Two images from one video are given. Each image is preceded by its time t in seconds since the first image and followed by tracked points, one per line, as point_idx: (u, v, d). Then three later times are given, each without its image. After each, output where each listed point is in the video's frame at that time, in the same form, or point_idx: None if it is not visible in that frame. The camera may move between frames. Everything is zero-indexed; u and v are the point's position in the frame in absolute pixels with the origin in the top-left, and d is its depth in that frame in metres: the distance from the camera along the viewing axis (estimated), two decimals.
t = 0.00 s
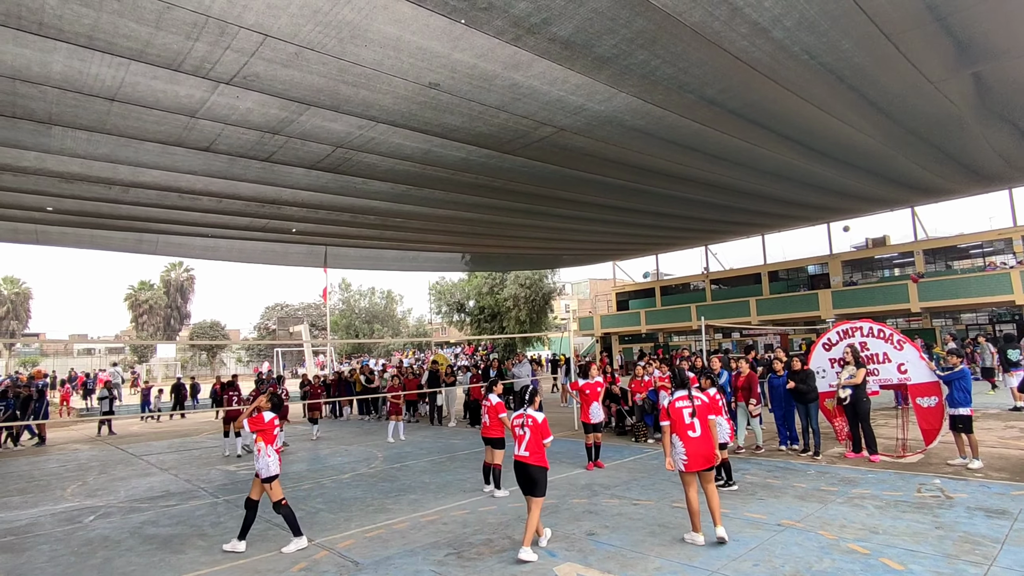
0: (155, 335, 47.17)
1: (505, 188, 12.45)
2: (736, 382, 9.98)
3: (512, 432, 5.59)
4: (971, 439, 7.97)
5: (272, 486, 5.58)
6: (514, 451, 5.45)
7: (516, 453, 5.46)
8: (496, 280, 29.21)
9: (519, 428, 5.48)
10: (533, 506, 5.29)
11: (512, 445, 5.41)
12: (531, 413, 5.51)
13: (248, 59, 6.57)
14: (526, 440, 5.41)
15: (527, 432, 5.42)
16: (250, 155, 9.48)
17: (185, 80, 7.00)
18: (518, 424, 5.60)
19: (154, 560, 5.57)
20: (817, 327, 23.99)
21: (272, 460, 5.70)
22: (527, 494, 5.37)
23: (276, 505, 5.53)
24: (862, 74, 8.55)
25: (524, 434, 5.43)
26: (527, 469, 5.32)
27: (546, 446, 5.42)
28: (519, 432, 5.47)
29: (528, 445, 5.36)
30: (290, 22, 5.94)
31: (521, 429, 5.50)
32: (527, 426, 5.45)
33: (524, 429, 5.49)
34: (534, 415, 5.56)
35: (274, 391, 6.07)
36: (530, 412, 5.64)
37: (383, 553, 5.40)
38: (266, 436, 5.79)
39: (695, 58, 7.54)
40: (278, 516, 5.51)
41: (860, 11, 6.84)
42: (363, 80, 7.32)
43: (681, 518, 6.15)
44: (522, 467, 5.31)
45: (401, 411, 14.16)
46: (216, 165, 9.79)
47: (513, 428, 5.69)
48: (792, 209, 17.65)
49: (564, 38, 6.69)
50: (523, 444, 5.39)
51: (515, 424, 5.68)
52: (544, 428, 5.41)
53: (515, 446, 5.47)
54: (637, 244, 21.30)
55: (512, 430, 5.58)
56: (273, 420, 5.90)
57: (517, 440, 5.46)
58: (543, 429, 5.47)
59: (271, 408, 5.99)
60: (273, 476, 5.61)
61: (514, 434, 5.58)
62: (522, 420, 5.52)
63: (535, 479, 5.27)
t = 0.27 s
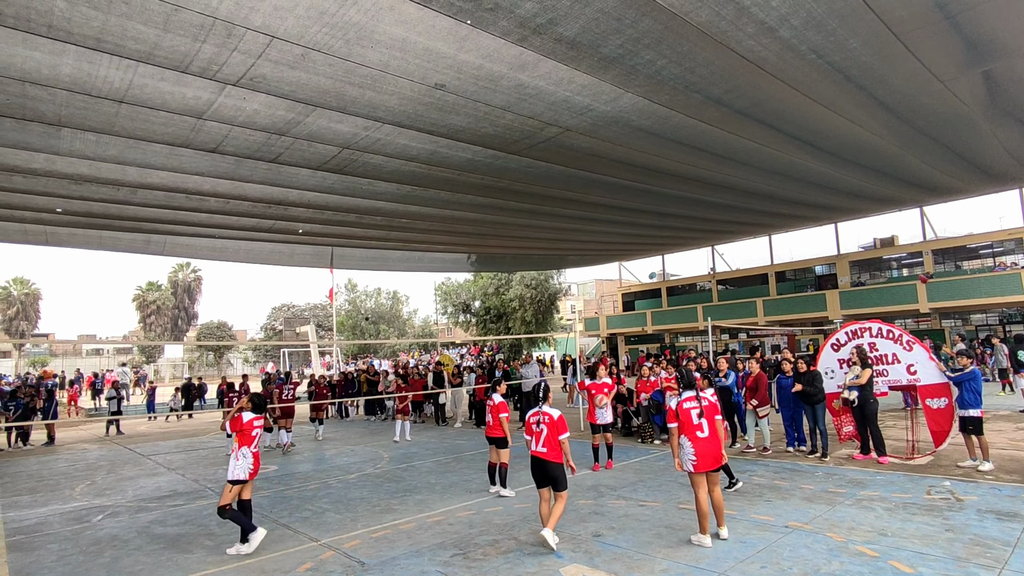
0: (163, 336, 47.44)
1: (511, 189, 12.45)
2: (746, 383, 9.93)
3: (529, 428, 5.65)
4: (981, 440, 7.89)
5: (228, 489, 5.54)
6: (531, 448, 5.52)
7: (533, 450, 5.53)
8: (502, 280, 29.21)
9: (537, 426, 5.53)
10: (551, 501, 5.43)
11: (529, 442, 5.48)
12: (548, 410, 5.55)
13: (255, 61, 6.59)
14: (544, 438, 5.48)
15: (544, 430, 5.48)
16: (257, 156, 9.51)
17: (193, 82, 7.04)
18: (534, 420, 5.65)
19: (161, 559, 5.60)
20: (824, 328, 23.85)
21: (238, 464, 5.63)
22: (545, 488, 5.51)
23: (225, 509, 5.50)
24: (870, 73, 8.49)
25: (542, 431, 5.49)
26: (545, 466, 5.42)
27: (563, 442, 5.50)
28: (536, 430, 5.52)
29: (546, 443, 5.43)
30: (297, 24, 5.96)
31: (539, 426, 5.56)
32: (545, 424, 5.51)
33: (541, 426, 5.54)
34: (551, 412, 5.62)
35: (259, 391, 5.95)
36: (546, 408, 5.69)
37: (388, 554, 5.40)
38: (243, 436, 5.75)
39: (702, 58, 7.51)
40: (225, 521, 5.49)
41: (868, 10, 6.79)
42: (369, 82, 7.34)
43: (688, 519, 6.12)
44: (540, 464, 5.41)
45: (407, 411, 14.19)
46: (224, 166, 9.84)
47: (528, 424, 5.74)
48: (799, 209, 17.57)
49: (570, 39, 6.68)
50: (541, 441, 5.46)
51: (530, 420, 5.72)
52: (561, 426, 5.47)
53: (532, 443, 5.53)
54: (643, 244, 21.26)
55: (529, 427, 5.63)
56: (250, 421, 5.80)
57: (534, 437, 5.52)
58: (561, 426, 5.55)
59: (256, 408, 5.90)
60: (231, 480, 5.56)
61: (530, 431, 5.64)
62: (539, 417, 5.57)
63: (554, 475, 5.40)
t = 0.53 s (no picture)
0: (171, 336, 47.73)
1: (518, 189, 12.45)
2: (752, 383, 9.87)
3: (545, 426, 5.69)
4: (992, 442, 7.82)
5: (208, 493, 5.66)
6: (549, 445, 5.55)
7: (550, 447, 5.56)
8: (508, 281, 29.19)
9: (557, 422, 5.59)
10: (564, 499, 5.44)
11: (548, 438, 5.52)
12: (569, 408, 5.65)
13: (262, 62, 6.62)
14: (564, 435, 5.55)
15: (566, 427, 5.56)
16: (264, 158, 9.55)
17: (200, 84, 7.08)
18: (552, 418, 5.70)
19: (169, 559, 5.63)
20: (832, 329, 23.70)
21: (216, 468, 5.68)
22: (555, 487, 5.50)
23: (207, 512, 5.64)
24: (879, 72, 8.43)
25: (562, 428, 5.57)
26: (563, 462, 5.46)
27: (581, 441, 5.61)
28: (556, 427, 5.59)
29: (567, 440, 5.51)
30: (304, 25, 5.98)
31: (558, 423, 5.62)
32: (566, 421, 5.60)
33: (561, 424, 5.61)
34: (569, 411, 5.72)
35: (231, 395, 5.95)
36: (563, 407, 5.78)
37: (395, 555, 5.40)
38: (221, 441, 5.77)
39: (708, 57, 7.48)
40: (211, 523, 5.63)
41: (877, 8, 6.74)
42: (376, 83, 7.36)
43: (695, 521, 6.08)
44: (560, 460, 5.46)
45: (414, 412, 14.22)
46: (231, 167, 9.89)
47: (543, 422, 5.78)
48: (807, 208, 17.47)
49: (576, 39, 6.67)
50: (561, 438, 5.52)
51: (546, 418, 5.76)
52: (582, 423, 5.59)
53: (550, 440, 5.57)
54: (650, 245, 21.20)
55: (546, 425, 5.67)
56: (223, 423, 5.78)
57: (554, 434, 5.57)
58: (580, 425, 5.65)
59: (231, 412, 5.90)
60: (209, 484, 5.66)
61: (547, 428, 5.67)
62: (559, 415, 5.65)
63: (570, 473, 5.44)
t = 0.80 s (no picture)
0: (178, 337, 48.01)
1: (523, 190, 12.45)
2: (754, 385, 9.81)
3: (565, 424, 5.71)
4: (1002, 444, 7.74)
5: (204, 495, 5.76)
6: (570, 443, 5.58)
7: (570, 445, 5.59)
8: (513, 282, 29.18)
9: (580, 421, 5.64)
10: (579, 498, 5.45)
11: (570, 435, 5.55)
12: (592, 408, 5.72)
13: (269, 65, 6.66)
14: (585, 433, 5.62)
15: (588, 426, 5.63)
16: (271, 160, 9.60)
17: (208, 86, 7.12)
18: (573, 416, 5.74)
19: (177, 559, 5.66)
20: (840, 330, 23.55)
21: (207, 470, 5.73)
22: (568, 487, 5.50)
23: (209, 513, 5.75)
24: (886, 72, 8.38)
25: (585, 427, 5.63)
26: (583, 461, 5.51)
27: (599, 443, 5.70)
28: (579, 425, 5.63)
29: (589, 439, 5.58)
30: (310, 28, 6.01)
31: (580, 422, 5.66)
32: (587, 421, 5.66)
33: (583, 422, 5.67)
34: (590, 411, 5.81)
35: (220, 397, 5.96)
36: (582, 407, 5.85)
37: (401, 555, 5.41)
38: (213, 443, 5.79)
39: (714, 58, 7.46)
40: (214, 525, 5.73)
41: (885, 8, 6.70)
42: (382, 85, 7.38)
43: (702, 523, 6.05)
44: (581, 458, 5.51)
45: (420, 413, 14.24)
46: (238, 169, 9.95)
47: (561, 421, 5.79)
48: (814, 209, 17.36)
49: (582, 40, 6.67)
50: (583, 437, 5.58)
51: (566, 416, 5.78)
52: (604, 426, 5.70)
53: (571, 437, 5.59)
54: (656, 246, 21.15)
55: (566, 423, 5.70)
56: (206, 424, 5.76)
57: (575, 431, 5.61)
58: (600, 427, 5.74)
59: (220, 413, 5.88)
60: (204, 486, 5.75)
61: (567, 426, 5.70)
62: (581, 414, 5.71)
63: (587, 473, 5.48)
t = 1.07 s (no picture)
0: (186, 339, 48.33)
1: (529, 192, 12.46)
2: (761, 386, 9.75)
3: (579, 427, 5.54)
4: (1013, 447, 7.65)
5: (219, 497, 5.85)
6: (586, 445, 5.46)
7: (586, 447, 5.48)
8: (519, 284, 29.18)
9: (594, 423, 5.53)
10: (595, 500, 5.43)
11: (587, 438, 5.42)
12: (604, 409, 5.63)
13: (276, 68, 6.70)
14: (599, 435, 5.52)
15: (602, 428, 5.53)
16: (278, 162, 9.65)
17: (216, 90, 7.18)
18: (586, 418, 5.58)
19: (185, 559, 5.69)
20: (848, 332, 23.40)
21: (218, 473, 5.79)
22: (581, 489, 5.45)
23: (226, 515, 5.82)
24: (895, 72, 8.32)
25: (599, 429, 5.53)
26: (599, 463, 5.46)
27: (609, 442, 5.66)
28: (594, 427, 5.51)
29: (604, 440, 5.52)
30: (317, 31, 6.05)
31: (593, 424, 5.54)
32: (600, 422, 5.57)
33: (596, 424, 5.56)
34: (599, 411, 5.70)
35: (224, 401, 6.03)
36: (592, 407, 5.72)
37: (408, 557, 5.42)
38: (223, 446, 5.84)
39: (721, 59, 7.44)
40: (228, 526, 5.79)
41: (893, 7, 6.66)
42: (388, 87, 7.41)
43: (710, 525, 6.02)
44: (598, 461, 5.46)
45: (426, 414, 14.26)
46: (245, 172, 10.00)
47: (572, 423, 5.60)
48: (822, 210, 17.26)
49: (588, 41, 6.67)
50: (598, 439, 5.50)
51: (578, 418, 5.61)
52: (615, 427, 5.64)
53: (586, 440, 5.47)
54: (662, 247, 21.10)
55: (580, 426, 5.52)
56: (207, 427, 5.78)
57: (591, 434, 5.49)
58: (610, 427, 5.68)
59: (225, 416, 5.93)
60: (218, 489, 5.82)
61: (580, 429, 5.54)
62: (594, 415, 5.59)
63: (601, 474, 5.47)
